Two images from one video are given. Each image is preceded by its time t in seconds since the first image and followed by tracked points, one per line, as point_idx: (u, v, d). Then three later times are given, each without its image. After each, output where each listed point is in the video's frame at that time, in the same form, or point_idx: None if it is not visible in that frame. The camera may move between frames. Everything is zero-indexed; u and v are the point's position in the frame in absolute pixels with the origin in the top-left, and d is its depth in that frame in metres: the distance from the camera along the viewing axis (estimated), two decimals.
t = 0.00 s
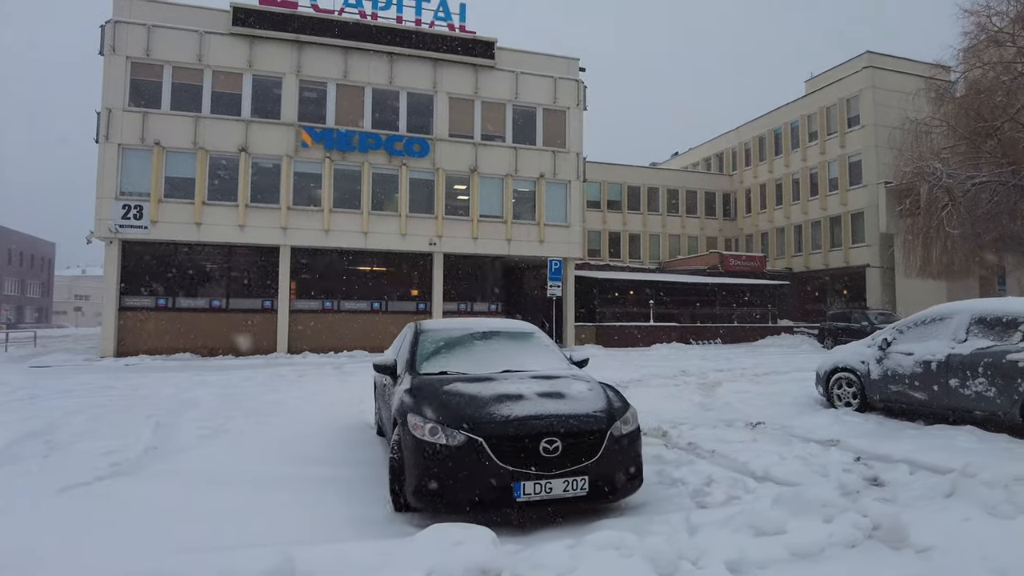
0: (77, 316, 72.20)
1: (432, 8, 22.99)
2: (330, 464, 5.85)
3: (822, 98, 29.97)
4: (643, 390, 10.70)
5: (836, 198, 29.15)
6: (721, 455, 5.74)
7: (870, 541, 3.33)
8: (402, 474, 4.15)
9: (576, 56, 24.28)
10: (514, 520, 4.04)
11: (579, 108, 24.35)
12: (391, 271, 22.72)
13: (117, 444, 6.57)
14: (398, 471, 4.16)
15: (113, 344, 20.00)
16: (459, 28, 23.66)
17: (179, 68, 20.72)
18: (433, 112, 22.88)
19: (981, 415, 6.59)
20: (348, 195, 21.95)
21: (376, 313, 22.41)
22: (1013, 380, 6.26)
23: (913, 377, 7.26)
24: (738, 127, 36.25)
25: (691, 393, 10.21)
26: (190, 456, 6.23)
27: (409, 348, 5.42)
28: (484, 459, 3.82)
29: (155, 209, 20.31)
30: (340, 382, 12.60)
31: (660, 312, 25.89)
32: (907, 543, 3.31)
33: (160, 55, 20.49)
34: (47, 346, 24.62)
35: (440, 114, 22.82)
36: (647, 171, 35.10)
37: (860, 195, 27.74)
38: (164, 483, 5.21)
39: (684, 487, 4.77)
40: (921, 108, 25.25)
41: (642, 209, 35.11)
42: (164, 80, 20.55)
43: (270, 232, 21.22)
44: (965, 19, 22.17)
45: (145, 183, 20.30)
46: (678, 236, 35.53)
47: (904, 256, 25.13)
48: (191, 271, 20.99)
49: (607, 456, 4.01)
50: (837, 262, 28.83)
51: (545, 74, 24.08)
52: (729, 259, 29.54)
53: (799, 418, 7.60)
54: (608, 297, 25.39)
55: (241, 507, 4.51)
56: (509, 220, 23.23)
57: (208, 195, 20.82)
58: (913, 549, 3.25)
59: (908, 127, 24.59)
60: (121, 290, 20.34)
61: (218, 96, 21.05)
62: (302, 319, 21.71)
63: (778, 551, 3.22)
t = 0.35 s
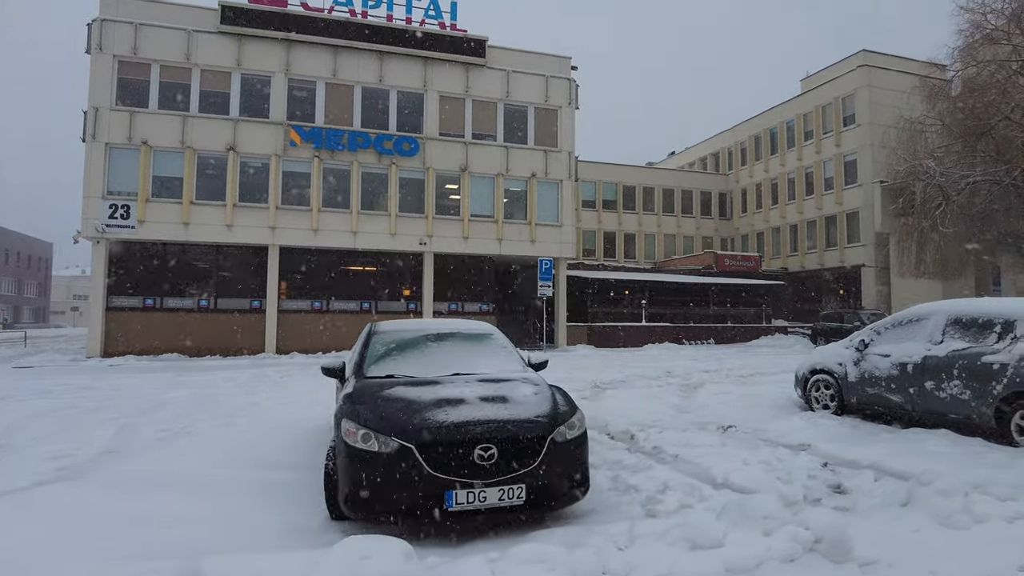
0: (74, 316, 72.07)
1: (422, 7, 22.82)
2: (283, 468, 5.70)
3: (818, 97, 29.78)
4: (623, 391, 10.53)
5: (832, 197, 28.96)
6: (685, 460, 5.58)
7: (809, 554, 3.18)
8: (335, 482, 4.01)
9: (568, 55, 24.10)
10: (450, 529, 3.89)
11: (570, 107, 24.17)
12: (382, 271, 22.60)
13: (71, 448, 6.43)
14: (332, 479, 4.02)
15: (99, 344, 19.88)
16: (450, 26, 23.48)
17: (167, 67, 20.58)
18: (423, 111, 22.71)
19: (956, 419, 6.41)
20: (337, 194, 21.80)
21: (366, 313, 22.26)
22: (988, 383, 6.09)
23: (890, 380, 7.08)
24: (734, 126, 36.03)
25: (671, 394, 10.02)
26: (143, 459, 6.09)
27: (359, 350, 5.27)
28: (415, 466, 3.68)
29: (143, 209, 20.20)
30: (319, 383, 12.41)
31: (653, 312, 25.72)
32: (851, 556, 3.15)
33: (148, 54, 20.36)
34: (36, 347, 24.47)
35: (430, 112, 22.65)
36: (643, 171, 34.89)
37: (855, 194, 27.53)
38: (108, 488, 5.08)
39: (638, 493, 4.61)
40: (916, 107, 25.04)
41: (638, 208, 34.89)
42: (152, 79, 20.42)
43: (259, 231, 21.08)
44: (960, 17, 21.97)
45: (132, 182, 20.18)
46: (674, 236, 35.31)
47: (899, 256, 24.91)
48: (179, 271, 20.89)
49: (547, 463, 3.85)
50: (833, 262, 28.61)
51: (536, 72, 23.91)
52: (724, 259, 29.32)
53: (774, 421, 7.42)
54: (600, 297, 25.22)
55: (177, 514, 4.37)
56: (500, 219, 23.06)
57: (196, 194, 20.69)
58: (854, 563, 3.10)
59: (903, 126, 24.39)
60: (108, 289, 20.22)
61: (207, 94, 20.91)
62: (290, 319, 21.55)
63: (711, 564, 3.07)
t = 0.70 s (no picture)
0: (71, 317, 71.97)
1: (412, 6, 22.72)
2: (237, 472, 5.61)
3: (811, 96, 29.66)
4: (601, 393, 10.40)
5: (825, 197, 28.83)
6: (643, 465, 5.45)
7: (740, 566, 3.08)
8: (269, 491, 3.92)
9: (558, 54, 24.00)
10: (384, 539, 3.78)
11: (561, 106, 24.06)
12: (371, 272, 22.49)
13: (27, 452, 6.33)
14: (265, 488, 3.93)
15: (86, 345, 19.78)
16: (440, 26, 23.37)
17: (154, 67, 20.48)
18: (412, 110, 22.61)
19: (926, 422, 6.28)
20: (326, 194, 21.71)
21: (355, 314, 22.12)
22: (956, 385, 5.97)
23: (861, 382, 6.95)
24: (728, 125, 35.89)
25: (648, 397, 9.89)
26: (97, 463, 6.00)
27: (310, 353, 5.18)
28: (343, 475, 3.58)
29: (130, 209, 20.10)
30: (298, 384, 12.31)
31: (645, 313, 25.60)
32: (782, 567, 3.04)
33: (135, 53, 20.25)
34: (24, 348, 24.35)
35: (420, 112, 22.55)
36: (637, 171, 34.74)
37: (849, 194, 27.40)
38: (53, 494, 4.98)
39: (585, 500, 4.48)
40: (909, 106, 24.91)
41: (632, 208, 34.77)
42: (138, 79, 20.32)
43: (247, 232, 21.00)
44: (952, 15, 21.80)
45: (119, 182, 20.08)
46: (668, 236, 35.18)
47: (891, 256, 24.78)
48: (167, 272, 20.80)
49: (482, 470, 3.75)
50: (826, 262, 28.48)
51: (527, 72, 23.81)
52: (718, 259, 29.17)
53: (744, 424, 7.32)
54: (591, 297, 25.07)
55: (109, 522, 4.25)
56: (490, 220, 22.95)
57: (184, 194, 20.60)
58: None
59: (894, 125, 24.25)
60: (96, 290, 20.12)
61: (194, 94, 20.82)
62: (279, 320, 21.46)
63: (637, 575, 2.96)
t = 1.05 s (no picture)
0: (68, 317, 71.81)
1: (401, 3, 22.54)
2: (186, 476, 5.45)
3: (806, 95, 29.48)
4: (579, 394, 10.24)
5: (820, 196, 28.66)
6: (603, 469, 5.28)
7: None
8: (195, 496, 3.78)
9: (549, 52, 23.84)
10: (315, 547, 3.66)
11: (552, 105, 23.89)
12: (360, 272, 22.34)
13: None
14: (192, 493, 3.79)
15: (72, 345, 19.64)
16: (430, 24, 23.20)
17: (141, 65, 20.34)
18: (401, 109, 22.45)
19: (900, 424, 6.11)
20: (314, 193, 21.57)
21: (344, 314, 21.90)
22: (928, 387, 5.80)
23: (835, 383, 6.75)
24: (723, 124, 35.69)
25: (626, 397, 9.72)
26: (47, 465, 5.84)
27: (255, 353, 5.04)
28: (265, 480, 3.45)
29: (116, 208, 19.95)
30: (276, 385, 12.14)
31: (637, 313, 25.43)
32: None
33: (121, 51, 20.10)
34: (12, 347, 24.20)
35: (409, 111, 22.39)
36: (632, 170, 34.56)
37: (843, 193, 27.23)
38: None
39: (533, 505, 4.32)
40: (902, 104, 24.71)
41: (626, 208, 34.58)
42: (125, 77, 20.17)
43: (234, 231, 20.86)
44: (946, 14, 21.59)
45: (105, 181, 19.93)
46: (663, 236, 35.00)
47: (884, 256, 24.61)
48: (154, 271, 20.66)
49: (414, 475, 3.61)
50: (821, 262, 28.31)
51: (518, 70, 23.66)
52: (712, 258, 28.99)
53: (717, 425, 7.16)
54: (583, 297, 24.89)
55: (35, 525, 4.09)
56: (480, 219, 22.79)
57: (171, 194, 20.45)
58: None
59: (887, 124, 24.08)
60: (82, 290, 19.98)
61: (182, 92, 20.67)
62: (267, 320, 21.31)
63: None
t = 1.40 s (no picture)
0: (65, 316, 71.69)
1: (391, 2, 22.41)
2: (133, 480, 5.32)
3: (800, 94, 29.34)
4: (557, 395, 10.10)
5: (814, 196, 28.50)
6: (561, 473, 5.15)
7: None
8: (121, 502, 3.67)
9: (541, 51, 23.71)
10: (244, 554, 3.55)
11: (543, 104, 23.77)
12: (349, 271, 22.20)
13: None
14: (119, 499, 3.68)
15: (59, 345, 19.53)
16: (421, 22, 23.07)
17: (129, 63, 20.23)
18: (391, 108, 22.33)
19: (871, 427, 5.95)
20: (303, 192, 21.47)
21: (333, 314, 21.78)
22: (898, 389, 5.65)
23: (808, 386, 6.59)
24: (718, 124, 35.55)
25: (604, 399, 9.58)
26: None
27: (202, 355, 4.93)
28: (188, 486, 3.33)
29: (103, 208, 19.84)
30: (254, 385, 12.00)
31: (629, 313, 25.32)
32: None
33: (109, 50, 20.00)
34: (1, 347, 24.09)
35: (399, 109, 22.27)
36: (626, 170, 34.41)
37: (837, 192, 27.08)
38: None
39: (479, 512, 4.20)
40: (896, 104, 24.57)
41: (621, 207, 34.43)
42: (113, 75, 20.06)
43: (223, 230, 20.76)
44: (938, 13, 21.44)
45: (92, 179, 19.82)
46: (658, 235, 34.86)
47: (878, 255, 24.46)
48: (142, 271, 20.55)
49: (344, 482, 3.49)
50: (815, 262, 28.17)
51: (509, 69, 23.54)
52: (706, 258, 28.82)
53: (689, 428, 7.03)
54: (575, 297, 24.76)
55: None
56: (471, 219, 22.67)
57: (159, 193, 20.34)
58: None
59: (879, 122, 23.95)
60: (69, 289, 19.87)
61: (170, 91, 20.56)
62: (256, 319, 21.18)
63: None
